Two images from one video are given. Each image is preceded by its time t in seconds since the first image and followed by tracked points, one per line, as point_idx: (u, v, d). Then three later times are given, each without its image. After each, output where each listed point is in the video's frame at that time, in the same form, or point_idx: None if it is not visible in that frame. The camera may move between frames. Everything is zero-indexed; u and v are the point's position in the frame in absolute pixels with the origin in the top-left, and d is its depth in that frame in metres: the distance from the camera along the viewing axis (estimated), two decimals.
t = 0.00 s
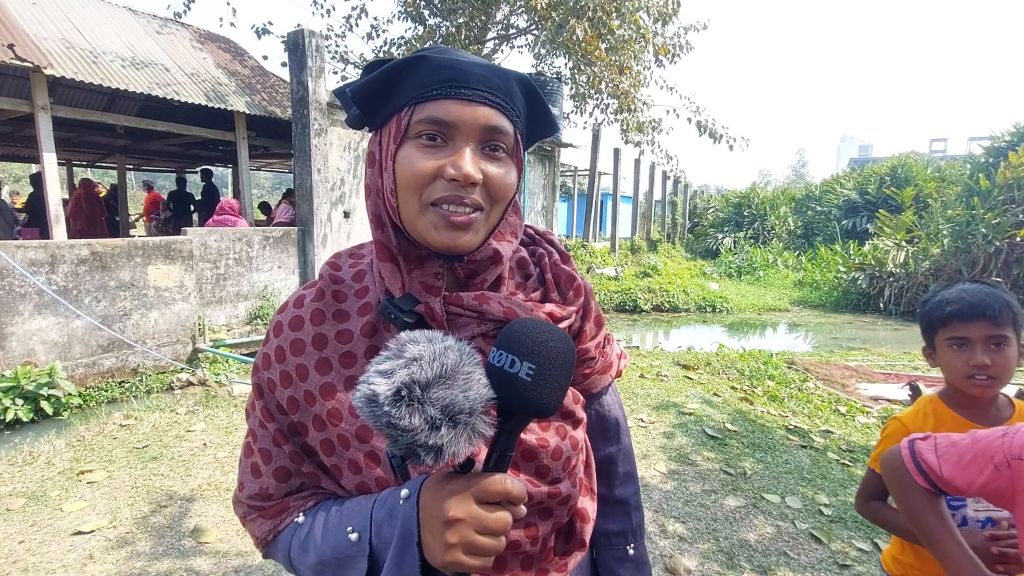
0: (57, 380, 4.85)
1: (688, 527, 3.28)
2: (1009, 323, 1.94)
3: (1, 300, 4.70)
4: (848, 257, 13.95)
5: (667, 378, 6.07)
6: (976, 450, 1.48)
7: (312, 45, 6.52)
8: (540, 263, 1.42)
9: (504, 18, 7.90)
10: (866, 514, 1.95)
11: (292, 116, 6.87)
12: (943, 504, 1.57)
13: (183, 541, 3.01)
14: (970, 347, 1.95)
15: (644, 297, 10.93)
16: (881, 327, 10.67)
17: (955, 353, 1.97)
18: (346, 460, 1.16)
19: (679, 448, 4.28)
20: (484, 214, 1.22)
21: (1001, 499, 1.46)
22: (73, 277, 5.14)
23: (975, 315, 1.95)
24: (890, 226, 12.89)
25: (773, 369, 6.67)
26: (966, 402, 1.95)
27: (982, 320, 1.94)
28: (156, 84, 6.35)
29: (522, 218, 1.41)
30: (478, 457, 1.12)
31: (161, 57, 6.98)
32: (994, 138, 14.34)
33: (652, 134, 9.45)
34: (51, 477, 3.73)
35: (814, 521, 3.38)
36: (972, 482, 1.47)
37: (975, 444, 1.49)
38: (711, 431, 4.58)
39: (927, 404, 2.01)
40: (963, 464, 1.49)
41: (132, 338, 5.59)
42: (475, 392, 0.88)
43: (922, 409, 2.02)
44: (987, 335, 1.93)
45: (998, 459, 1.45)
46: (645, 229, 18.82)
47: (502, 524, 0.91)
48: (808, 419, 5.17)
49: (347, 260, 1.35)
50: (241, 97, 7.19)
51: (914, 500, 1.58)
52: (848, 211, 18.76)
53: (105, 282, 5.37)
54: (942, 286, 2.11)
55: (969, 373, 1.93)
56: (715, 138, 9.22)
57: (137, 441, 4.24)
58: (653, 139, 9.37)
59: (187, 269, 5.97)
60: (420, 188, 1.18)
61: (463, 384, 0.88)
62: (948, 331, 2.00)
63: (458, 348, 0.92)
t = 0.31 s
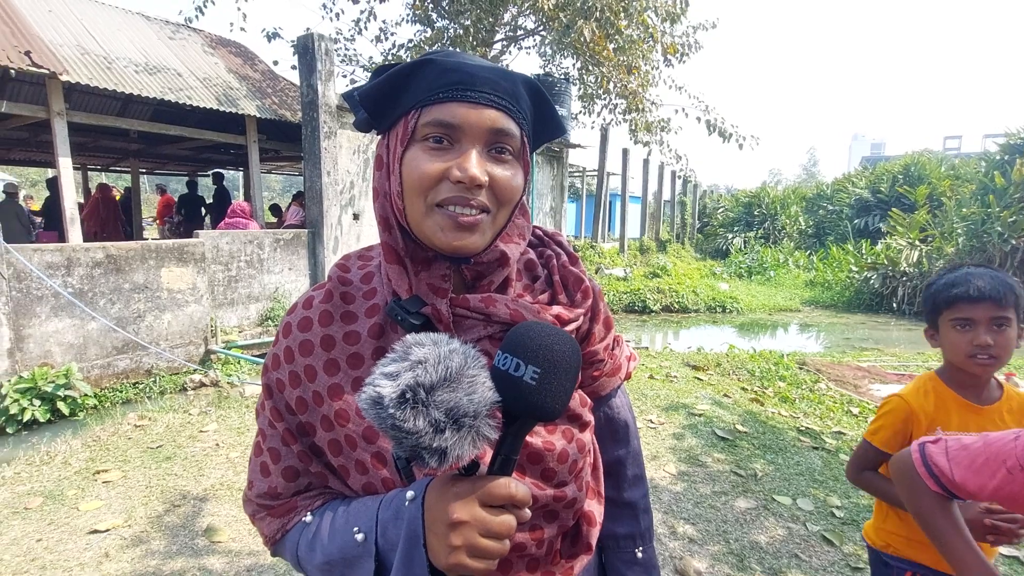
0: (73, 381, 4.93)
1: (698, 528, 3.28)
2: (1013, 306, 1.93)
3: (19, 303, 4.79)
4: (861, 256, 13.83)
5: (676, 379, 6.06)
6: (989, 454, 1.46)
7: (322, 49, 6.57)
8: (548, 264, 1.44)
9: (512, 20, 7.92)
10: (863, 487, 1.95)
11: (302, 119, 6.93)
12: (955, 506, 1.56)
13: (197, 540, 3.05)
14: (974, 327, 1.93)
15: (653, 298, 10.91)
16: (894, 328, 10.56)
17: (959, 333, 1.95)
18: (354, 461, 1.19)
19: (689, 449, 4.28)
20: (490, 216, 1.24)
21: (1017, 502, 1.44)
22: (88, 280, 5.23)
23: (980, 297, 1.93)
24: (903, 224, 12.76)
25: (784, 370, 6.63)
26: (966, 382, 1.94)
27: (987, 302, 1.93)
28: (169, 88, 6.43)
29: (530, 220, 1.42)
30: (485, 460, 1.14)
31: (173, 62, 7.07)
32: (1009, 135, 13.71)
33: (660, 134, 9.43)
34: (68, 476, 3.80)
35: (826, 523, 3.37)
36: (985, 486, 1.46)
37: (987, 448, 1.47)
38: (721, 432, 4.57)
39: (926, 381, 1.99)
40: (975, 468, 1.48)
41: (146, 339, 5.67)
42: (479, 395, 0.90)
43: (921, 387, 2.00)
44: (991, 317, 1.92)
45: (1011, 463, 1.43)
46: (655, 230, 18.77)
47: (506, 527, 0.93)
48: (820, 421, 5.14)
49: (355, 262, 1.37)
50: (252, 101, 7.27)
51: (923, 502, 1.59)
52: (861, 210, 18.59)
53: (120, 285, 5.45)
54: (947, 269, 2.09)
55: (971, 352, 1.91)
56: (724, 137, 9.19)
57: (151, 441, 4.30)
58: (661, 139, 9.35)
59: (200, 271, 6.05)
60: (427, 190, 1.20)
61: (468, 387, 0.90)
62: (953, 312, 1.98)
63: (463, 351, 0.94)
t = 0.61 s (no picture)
0: (87, 382, 5.01)
1: (708, 530, 3.28)
2: (970, 297, 2.00)
3: (36, 304, 4.87)
4: (873, 256, 13.71)
5: (686, 380, 6.05)
6: (998, 457, 1.47)
7: (331, 52, 6.62)
8: (556, 266, 1.45)
9: (520, 22, 7.94)
10: (841, 478, 2.03)
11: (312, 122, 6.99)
12: (967, 513, 1.55)
13: (210, 540, 3.09)
14: (933, 318, 2.00)
15: (662, 299, 10.89)
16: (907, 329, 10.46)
17: (920, 325, 2.02)
18: (361, 461, 1.21)
19: (698, 450, 4.27)
20: (494, 217, 1.26)
21: None
22: (103, 282, 5.30)
23: (937, 288, 2.01)
24: (915, 224, 12.65)
25: (795, 371, 6.60)
26: (930, 371, 2.00)
27: (944, 293, 2.00)
28: (181, 93, 6.51)
29: (537, 222, 1.44)
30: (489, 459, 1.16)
31: (185, 66, 7.15)
32: None
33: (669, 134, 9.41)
34: (83, 476, 3.86)
35: (838, 526, 3.36)
36: (996, 490, 1.45)
37: (997, 451, 1.48)
38: (731, 434, 4.56)
39: (895, 371, 2.05)
40: (985, 472, 1.48)
41: (160, 340, 5.74)
42: (480, 395, 0.92)
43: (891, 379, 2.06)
44: (949, 307, 1.99)
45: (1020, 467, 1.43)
46: (663, 231, 18.73)
47: (509, 528, 0.94)
48: (831, 423, 5.11)
49: (364, 264, 1.39)
50: (263, 104, 7.33)
51: (936, 510, 1.56)
52: (872, 209, 18.42)
53: (133, 287, 5.53)
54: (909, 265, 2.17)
55: (932, 342, 1.98)
56: (733, 137, 9.16)
57: (164, 441, 4.36)
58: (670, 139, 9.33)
59: (212, 273, 6.11)
60: (432, 190, 1.22)
61: (469, 388, 0.92)
62: (914, 305, 2.05)
63: (465, 352, 0.96)
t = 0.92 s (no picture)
0: (96, 383, 5.05)
1: (715, 532, 3.28)
2: (889, 291, 2.08)
3: (45, 306, 4.91)
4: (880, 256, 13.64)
5: (692, 381, 6.04)
6: (1005, 460, 1.47)
7: (337, 54, 6.65)
8: (561, 270, 1.45)
9: (525, 23, 7.96)
10: (784, 472, 2.13)
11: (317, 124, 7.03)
12: (970, 515, 1.54)
13: (217, 539, 3.11)
14: (855, 313, 2.09)
15: (668, 299, 10.88)
16: (915, 329, 10.40)
17: (844, 319, 2.12)
18: (363, 463, 1.22)
19: (704, 452, 4.27)
20: (488, 216, 1.26)
21: None
22: (111, 283, 5.34)
23: (855, 284, 2.10)
24: (923, 224, 12.58)
25: (803, 373, 6.57)
26: (858, 363, 2.08)
27: (863, 288, 2.09)
28: (188, 96, 6.55)
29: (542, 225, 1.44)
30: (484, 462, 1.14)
31: (192, 69, 7.20)
32: None
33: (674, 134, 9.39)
34: (92, 475, 3.89)
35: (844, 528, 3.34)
36: (1004, 494, 1.45)
37: (1003, 454, 1.48)
38: (737, 435, 4.55)
39: (829, 368, 2.15)
40: (992, 475, 1.47)
41: (167, 341, 5.78)
42: (467, 404, 0.93)
43: (825, 374, 2.15)
44: (868, 301, 2.07)
45: None
46: (669, 231, 18.71)
47: (499, 537, 0.96)
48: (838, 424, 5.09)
49: (370, 266, 1.41)
50: (269, 107, 7.37)
51: (940, 516, 1.55)
52: (879, 210, 18.28)
53: (141, 288, 5.57)
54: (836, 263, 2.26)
55: (855, 336, 2.06)
56: (738, 137, 9.14)
57: (172, 441, 4.39)
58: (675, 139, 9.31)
59: (219, 275, 6.15)
60: (424, 190, 1.23)
61: (455, 397, 0.93)
62: (838, 300, 2.15)
63: (453, 361, 0.97)
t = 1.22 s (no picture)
0: (104, 383, 5.09)
1: (721, 534, 3.27)
2: (853, 287, 2.10)
3: (54, 307, 4.95)
4: (887, 257, 13.56)
5: (697, 383, 6.02)
6: (1014, 466, 1.45)
7: (343, 57, 6.69)
8: (573, 274, 1.46)
9: (530, 25, 7.96)
10: (757, 469, 2.11)
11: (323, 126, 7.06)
12: (977, 520, 1.54)
13: (223, 540, 3.13)
14: (821, 310, 2.11)
15: (673, 301, 10.85)
16: (922, 331, 10.33)
17: (811, 317, 2.13)
18: (373, 463, 1.23)
19: (710, 454, 4.26)
20: (499, 214, 1.27)
21: None
22: (119, 285, 5.38)
23: (821, 282, 2.11)
24: (931, 225, 12.51)
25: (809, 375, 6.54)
26: (826, 359, 2.10)
27: (828, 285, 2.10)
28: (195, 98, 6.60)
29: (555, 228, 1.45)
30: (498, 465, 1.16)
31: (200, 72, 7.25)
32: None
33: (679, 135, 9.36)
34: (100, 475, 3.92)
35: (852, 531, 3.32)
36: (1014, 500, 1.44)
37: (1011, 460, 1.46)
38: (743, 437, 4.54)
39: (797, 363, 2.16)
40: (1002, 481, 1.46)
41: (174, 342, 5.82)
42: (486, 407, 0.93)
43: (794, 370, 2.16)
44: (833, 298, 2.09)
45: None
46: (673, 233, 18.66)
47: (515, 540, 0.96)
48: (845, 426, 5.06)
49: (384, 268, 1.42)
50: (275, 109, 7.41)
51: (949, 522, 1.54)
52: (886, 211, 18.04)
53: (149, 289, 5.61)
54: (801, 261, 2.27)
55: (822, 333, 2.07)
56: (743, 138, 9.12)
57: (179, 442, 4.42)
58: (680, 140, 9.29)
59: (225, 276, 6.19)
60: (435, 189, 1.25)
61: (474, 399, 0.93)
62: (804, 298, 2.16)
63: (471, 362, 0.98)
